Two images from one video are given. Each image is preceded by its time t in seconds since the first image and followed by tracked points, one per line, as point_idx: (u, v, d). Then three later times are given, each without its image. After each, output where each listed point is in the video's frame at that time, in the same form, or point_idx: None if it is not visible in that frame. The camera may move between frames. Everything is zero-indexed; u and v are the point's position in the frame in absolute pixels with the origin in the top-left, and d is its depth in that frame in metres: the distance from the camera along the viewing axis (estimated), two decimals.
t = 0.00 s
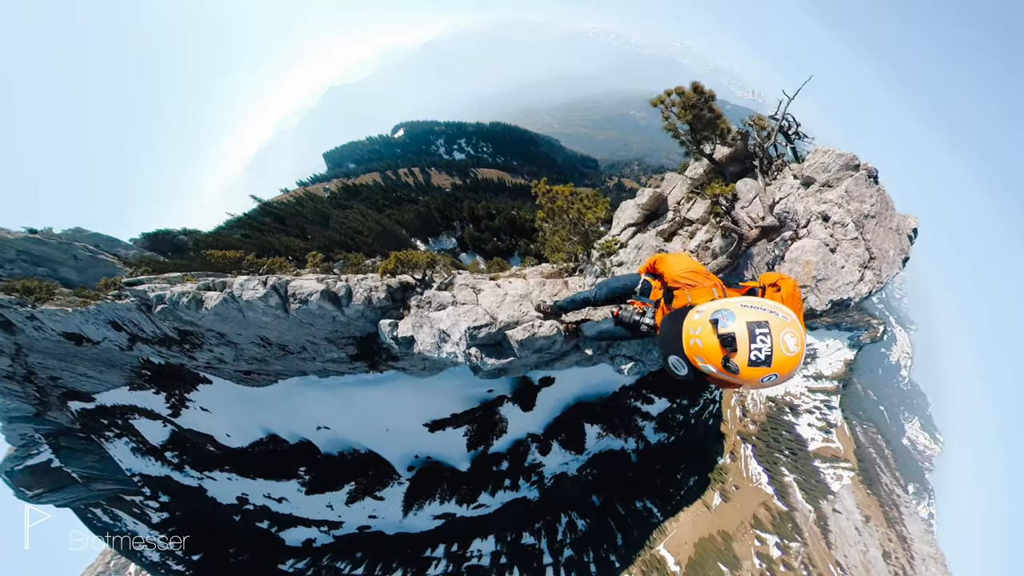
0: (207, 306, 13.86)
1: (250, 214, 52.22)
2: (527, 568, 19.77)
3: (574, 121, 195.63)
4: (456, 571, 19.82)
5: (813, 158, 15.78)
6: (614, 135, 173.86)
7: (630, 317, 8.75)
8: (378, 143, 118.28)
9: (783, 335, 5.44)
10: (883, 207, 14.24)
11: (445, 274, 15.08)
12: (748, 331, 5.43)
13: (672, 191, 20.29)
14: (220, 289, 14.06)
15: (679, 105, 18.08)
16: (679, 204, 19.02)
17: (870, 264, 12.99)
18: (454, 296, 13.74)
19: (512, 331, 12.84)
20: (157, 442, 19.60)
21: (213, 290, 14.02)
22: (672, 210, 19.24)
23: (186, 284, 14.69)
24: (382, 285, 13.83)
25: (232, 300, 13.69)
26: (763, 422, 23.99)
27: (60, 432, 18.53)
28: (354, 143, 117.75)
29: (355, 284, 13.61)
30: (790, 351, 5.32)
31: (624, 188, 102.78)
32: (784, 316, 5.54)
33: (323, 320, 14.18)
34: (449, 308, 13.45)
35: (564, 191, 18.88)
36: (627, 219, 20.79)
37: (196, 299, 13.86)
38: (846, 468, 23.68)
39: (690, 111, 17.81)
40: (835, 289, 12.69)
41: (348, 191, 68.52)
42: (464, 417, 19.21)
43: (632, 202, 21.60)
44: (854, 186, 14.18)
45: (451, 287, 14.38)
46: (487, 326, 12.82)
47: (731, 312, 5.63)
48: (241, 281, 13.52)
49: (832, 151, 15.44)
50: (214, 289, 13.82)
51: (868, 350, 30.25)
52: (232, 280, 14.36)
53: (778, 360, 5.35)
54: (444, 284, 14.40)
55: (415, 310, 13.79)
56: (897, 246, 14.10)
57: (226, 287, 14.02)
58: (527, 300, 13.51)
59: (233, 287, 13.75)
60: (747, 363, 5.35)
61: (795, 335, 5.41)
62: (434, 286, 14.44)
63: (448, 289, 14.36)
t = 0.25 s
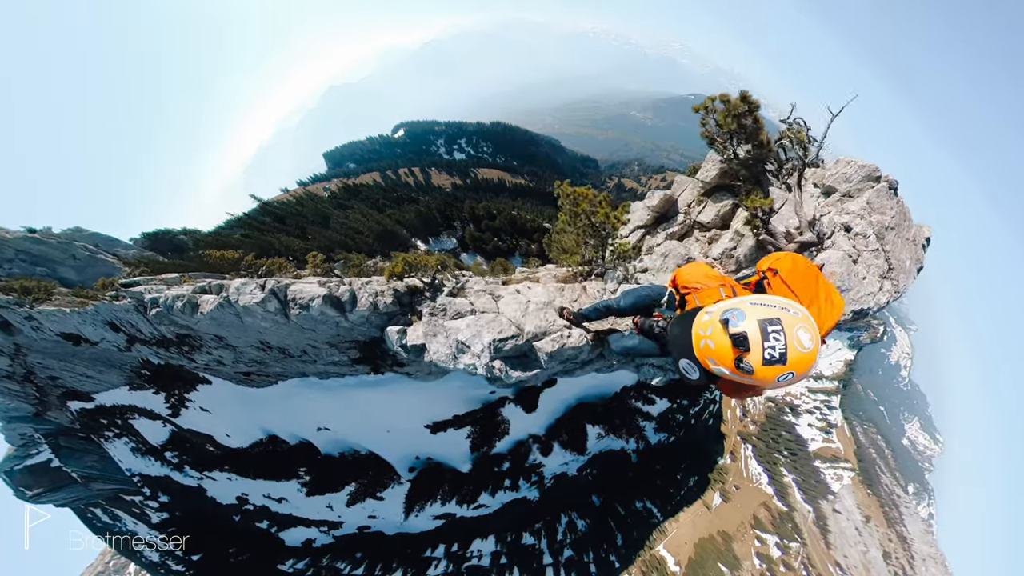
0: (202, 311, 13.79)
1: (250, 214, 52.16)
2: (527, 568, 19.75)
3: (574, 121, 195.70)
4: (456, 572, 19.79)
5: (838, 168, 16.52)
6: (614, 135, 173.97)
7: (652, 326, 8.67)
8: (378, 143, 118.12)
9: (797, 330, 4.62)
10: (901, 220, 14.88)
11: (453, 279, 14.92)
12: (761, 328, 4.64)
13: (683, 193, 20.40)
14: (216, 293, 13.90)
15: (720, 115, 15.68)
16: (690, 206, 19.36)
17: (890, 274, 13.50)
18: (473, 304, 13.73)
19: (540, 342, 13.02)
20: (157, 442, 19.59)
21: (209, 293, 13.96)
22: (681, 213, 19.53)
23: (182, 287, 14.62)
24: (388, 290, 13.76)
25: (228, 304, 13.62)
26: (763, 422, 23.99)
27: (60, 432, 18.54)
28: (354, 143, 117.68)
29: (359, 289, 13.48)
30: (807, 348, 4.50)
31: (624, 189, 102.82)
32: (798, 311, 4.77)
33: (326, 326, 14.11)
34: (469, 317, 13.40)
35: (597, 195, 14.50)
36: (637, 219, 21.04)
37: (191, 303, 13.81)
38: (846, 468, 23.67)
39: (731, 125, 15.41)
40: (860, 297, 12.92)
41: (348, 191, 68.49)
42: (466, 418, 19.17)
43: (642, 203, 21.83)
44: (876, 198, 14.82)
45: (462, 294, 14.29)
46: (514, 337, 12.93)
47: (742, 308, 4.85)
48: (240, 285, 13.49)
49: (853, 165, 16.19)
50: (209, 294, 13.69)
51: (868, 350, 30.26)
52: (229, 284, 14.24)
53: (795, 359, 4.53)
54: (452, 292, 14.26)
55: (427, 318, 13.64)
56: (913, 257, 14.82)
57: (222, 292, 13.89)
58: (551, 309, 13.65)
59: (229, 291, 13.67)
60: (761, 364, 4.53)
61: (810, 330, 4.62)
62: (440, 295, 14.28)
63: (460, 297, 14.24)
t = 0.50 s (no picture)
0: (206, 318, 13.81)
1: (251, 214, 52.14)
2: (527, 568, 19.75)
3: (574, 121, 195.69)
4: (456, 572, 19.78)
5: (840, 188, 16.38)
6: (614, 136, 174.03)
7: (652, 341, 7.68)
8: (378, 143, 117.99)
9: (815, 353, 4.21)
10: (900, 238, 15.02)
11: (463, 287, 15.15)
12: (776, 353, 4.26)
13: (689, 199, 20.05)
14: (219, 300, 14.02)
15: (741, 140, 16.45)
16: (695, 212, 19.29)
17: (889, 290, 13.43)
18: (493, 316, 13.35)
19: (564, 355, 12.65)
20: (157, 442, 19.57)
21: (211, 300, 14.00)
22: (686, 219, 19.49)
23: (184, 293, 14.60)
24: (399, 299, 13.87)
25: (232, 312, 13.63)
26: (763, 422, 24.15)
27: (60, 432, 18.54)
28: (354, 143, 117.63)
29: (370, 297, 13.52)
30: (826, 372, 4.07)
31: (624, 189, 102.84)
32: (815, 333, 4.41)
33: (333, 332, 14.08)
34: (491, 329, 12.96)
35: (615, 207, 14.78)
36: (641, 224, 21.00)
37: (194, 311, 13.81)
38: (845, 468, 23.68)
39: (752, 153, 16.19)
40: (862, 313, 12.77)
41: (348, 191, 68.50)
42: (468, 419, 19.10)
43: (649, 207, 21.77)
44: (880, 217, 14.69)
45: (474, 305, 14.15)
46: (537, 351, 12.52)
47: (755, 328, 4.50)
48: (245, 293, 13.50)
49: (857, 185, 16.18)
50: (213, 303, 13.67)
51: (868, 350, 30.31)
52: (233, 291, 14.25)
53: (815, 386, 4.08)
54: (463, 301, 14.16)
55: (445, 329, 13.32)
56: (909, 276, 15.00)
57: (226, 300, 13.90)
58: (572, 320, 13.32)
59: (234, 300, 13.66)
60: (777, 390, 4.12)
61: (830, 355, 4.21)
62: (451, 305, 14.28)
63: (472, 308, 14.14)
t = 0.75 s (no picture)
0: (219, 324, 13.68)
1: (251, 214, 52.10)
2: (527, 568, 19.76)
3: (574, 121, 195.68)
4: (456, 571, 19.81)
5: (824, 204, 16.31)
6: (614, 136, 174.08)
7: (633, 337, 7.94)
8: (378, 143, 117.86)
9: (773, 360, 4.24)
10: (879, 254, 15.15)
11: (474, 293, 15.46)
12: (737, 356, 4.25)
13: (688, 207, 20.25)
14: (231, 305, 13.98)
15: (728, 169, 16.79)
16: (693, 220, 19.45)
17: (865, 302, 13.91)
18: (505, 322, 13.82)
19: (570, 357, 13.26)
20: (157, 442, 19.57)
21: (223, 305, 13.97)
22: (685, 225, 19.60)
23: (194, 299, 14.53)
24: (413, 304, 13.72)
25: (247, 318, 13.56)
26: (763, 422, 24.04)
27: (60, 432, 18.55)
28: (354, 143, 117.63)
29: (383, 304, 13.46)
30: (782, 379, 4.11)
31: (624, 189, 102.86)
32: (775, 340, 4.43)
33: (346, 337, 13.97)
34: (503, 335, 13.52)
35: (618, 219, 13.96)
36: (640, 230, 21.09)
37: (208, 317, 13.64)
38: (845, 468, 23.72)
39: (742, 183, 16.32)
40: (835, 325, 13.45)
41: (349, 191, 68.52)
42: (470, 419, 19.04)
43: (647, 216, 21.91)
44: (860, 237, 14.83)
45: (483, 312, 14.49)
46: (548, 355, 13.03)
47: (721, 333, 4.48)
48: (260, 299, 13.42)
49: (842, 200, 16.02)
50: (229, 310, 13.58)
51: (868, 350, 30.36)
52: (246, 297, 14.22)
53: (770, 391, 4.12)
54: (474, 307, 14.49)
55: (459, 334, 13.51)
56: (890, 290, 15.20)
57: (240, 306, 13.86)
58: (577, 326, 13.65)
59: (249, 307, 13.56)
60: (737, 393, 4.12)
61: (787, 362, 4.23)
62: (462, 313, 14.52)
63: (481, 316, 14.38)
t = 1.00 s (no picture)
0: (224, 323, 13.70)
1: (251, 214, 52.06)
2: (527, 568, 19.74)
3: (574, 121, 195.71)
4: (456, 572, 19.77)
5: (822, 208, 16.18)
6: (614, 136, 174.21)
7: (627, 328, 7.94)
8: (378, 143, 117.77)
9: (765, 346, 4.16)
10: (874, 253, 14.85)
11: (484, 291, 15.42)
12: (731, 343, 4.23)
13: (690, 208, 20.34)
14: (236, 305, 13.97)
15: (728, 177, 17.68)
16: (695, 220, 19.44)
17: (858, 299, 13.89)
18: (521, 319, 13.50)
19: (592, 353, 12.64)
20: (157, 442, 19.57)
21: (228, 305, 14.03)
22: (687, 227, 19.65)
23: (198, 298, 14.55)
24: (424, 303, 13.80)
25: (254, 317, 13.61)
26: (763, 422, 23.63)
27: (60, 432, 18.53)
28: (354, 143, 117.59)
29: (394, 303, 13.61)
30: (774, 364, 4.02)
31: (624, 189, 102.89)
32: (769, 328, 4.35)
33: (355, 336, 14.02)
34: (520, 331, 13.18)
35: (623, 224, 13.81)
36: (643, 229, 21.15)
37: (213, 317, 13.66)
38: (845, 469, 23.72)
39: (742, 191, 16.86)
40: (830, 322, 13.77)
41: (349, 191, 68.52)
42: (471, 419, 19.13)
43: (650, 216, 22.15)
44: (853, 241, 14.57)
45: (497, 310, 14.45)
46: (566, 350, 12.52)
47: (715, 319, 4.47)
48: (269, 298, 13.56)
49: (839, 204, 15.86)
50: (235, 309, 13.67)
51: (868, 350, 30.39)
52: (253, 297, 14.33)
53: (764, 376, 4.05)
54: (486, 306, 14.39)
55: (475, 332, 13.36)
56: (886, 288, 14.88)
57: (248, 305, 13.95)
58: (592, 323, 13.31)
59: (256, 306, 13.67)
60: (731, 377, 4.09)
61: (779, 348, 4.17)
62: (474, 312, 14.38)
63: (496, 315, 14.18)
